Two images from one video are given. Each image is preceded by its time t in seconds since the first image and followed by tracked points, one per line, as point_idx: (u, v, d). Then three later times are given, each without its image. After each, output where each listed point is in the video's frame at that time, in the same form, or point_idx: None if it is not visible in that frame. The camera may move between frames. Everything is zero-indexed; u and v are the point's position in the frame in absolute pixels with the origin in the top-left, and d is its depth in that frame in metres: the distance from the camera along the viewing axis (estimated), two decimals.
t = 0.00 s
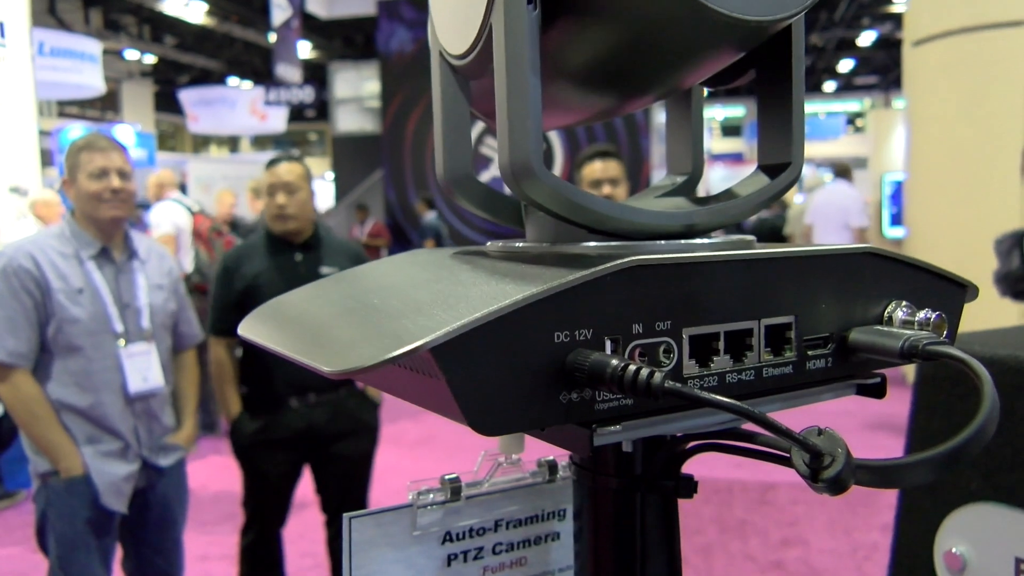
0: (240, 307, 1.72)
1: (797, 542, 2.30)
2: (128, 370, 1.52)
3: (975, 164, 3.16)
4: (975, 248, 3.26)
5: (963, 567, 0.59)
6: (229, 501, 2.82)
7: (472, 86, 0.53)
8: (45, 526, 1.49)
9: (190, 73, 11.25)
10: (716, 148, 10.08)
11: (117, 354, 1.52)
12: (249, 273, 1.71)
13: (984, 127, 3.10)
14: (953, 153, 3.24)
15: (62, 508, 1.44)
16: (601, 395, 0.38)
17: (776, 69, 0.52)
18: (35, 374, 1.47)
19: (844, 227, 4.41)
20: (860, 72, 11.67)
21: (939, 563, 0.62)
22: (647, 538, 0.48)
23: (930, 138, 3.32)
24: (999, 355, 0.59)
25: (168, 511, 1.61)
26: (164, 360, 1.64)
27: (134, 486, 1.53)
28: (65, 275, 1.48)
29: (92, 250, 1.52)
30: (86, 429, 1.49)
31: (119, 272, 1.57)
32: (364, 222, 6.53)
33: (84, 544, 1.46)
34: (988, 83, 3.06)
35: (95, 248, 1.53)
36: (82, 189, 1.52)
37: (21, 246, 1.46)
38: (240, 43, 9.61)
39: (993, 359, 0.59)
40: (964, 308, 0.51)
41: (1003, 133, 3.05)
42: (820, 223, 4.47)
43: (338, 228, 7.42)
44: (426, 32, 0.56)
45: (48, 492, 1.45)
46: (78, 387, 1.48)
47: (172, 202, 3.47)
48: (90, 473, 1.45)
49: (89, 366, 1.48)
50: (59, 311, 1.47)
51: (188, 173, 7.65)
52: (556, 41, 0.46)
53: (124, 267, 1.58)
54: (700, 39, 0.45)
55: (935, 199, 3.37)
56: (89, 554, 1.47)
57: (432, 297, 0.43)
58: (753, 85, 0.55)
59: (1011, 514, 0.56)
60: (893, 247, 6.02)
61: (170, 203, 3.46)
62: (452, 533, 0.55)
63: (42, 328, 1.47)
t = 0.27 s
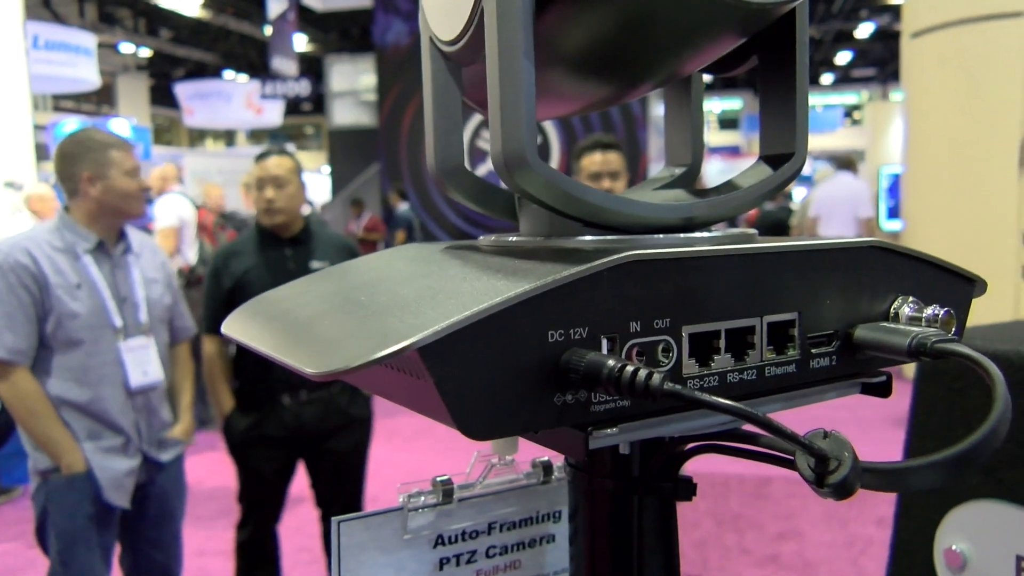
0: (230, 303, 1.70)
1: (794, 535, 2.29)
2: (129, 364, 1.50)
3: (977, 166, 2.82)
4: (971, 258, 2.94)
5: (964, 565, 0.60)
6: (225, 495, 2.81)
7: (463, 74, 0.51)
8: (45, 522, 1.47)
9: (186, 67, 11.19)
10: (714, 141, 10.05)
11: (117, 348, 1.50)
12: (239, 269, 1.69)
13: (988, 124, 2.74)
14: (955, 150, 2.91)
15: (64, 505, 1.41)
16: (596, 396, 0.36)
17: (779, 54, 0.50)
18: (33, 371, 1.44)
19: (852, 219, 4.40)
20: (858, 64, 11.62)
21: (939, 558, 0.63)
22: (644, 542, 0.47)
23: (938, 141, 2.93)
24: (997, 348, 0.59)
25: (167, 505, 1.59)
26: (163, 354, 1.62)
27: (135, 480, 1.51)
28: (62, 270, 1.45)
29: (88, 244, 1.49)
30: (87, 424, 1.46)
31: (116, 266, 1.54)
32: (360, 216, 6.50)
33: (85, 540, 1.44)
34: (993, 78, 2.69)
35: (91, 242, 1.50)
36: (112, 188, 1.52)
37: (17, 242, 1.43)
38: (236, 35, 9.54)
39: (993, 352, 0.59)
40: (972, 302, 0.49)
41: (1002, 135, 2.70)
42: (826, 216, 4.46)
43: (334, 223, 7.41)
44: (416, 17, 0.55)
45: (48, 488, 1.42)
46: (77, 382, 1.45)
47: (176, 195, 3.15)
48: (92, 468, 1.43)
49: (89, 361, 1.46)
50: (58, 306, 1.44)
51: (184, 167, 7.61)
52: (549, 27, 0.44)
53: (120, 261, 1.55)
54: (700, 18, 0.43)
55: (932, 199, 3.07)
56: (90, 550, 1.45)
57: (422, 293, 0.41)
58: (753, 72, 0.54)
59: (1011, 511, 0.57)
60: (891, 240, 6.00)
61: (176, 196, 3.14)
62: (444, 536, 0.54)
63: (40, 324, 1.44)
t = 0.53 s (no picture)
0: (222, 297, 1.68)
1: (790, 523, 2.28)
2: (131, 357, 1.47)
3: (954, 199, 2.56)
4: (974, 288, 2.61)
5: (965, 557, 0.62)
6: (219, 489, 2.80)
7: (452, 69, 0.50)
8: (42, 527, 1.39)
9: (177, 59, 11.10)
10: (707, 131, 10.04)
11: (119, 342, 1.46)
12: (230, 262, 1.67)
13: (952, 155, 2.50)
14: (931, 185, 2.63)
15: (67, 502, 1.35)
16: (590, 405, 0.35)
17: (777, 46, 0.49)
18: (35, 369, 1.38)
19: (850, 210, 4.40)
20: (850, 54, 11.61)
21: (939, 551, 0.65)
22: (641, 549, 0.45)
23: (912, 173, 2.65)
24: (997, 341, 0.58)
25: (166, 495, 1.54)
26: (157, 348, 1.58)
27: (138, 474, 1.48)
28: (62, 263, 1.40)
29: (85, 237, 1.44)
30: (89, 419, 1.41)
31: (111, 259, 1.49)
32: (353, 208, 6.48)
33: (89, 536, 1.39)
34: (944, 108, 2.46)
35: (88, 235, 1.45)
36: (122, 183, 1.51)
37: (12, 237, 1.36)
38: (228, 27, 9.45)
39: (993, 345, 0.58)
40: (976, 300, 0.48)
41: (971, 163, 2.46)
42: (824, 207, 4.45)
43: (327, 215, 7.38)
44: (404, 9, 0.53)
45: (50, 486, 1.36)
46: (82, 377, 1.40)
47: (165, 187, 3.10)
48: (97, 463, 1.39)
49: (94, 355, 1.42)
50: (60, 300, 1.39)
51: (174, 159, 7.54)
52: (541, 22, 0.42)
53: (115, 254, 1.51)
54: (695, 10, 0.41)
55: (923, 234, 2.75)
56: (94, 547, 1.39)
57: (409, 297, 0.40)
58: (752, 65, 0.52)
59: (1015, 504, 0.58)
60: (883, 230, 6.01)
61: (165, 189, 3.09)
62: (433, 542, 0.52)
63: (41, 319, 1.38)
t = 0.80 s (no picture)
0: (211, 293, 1.64)
1: (773, 518, 2.28)
2: (128, 352, 1.45)
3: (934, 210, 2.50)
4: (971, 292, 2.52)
5: (948, 559, 0.61)
6: (206, 484, 2.77)
7: (440, 60, 0.48)
8: (35, 527, 1.36)
9: (163, 52, 11.01)
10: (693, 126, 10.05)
11: (115, 337, 1.43)
12: (220, 257, 1.64)
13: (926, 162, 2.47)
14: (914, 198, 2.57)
15: (67, 500, 1.33)
16: (583, 413, 0.34)
17: (776, 37, 0.48)
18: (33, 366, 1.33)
19: (835, 202, 4.40)
20: (835, 51, 11.66)
21: (923, 550, 0.64)
22: (633, 557, 0.44)
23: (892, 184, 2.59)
24: (989, 338, 0.58)
25: (155, 492, 1.51)
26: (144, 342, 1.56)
27: (132, 469, 1.45)
28: (60, 258, 1.36)
29: (78, 233, 1.40)
30: (86, 415, 1.38)
31: (100, 255, 1.46)
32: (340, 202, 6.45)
33: (87, 533, 1.36)
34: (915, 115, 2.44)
35: (80, 230, 1.41)
36: (110, 178, 1.48)
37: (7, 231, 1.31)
38: (214, 20, 9.36)
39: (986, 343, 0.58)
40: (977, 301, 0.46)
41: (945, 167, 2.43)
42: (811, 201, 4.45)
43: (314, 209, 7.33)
44: None
45: (48, 485, 1.33)
46: (82, 374, 1.37)
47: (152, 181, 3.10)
48: (95, 460, 1.36)
49: (93, 351, 1.38)
50: (59, 295, 1.34)
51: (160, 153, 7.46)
52: (533, 11, 0.40)
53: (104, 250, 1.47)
54: None
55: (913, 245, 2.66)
56: (91, 544, 1.37)
57: (394, 299, 0.38)
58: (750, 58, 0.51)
59: (1006, 506, 0.57)
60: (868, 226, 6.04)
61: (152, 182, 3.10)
62: (420, 549, 0.51)
63: (40, 314, 1.33)
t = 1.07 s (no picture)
0: (199, 286, 1.62)
1: (763, 508, 2.27)
2: (117, 343, 1.41)
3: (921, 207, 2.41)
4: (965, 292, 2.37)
5: (945, 555, 0.60)
6: (193, 476, 2.75)
7: (423, 56, 0.47)
8: (22, 522, 1.33)
9: (149, 44, 10.89)
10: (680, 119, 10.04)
11: (105, 330, 1.40)
12: (208, 250, 1.62)
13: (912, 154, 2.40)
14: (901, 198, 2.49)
15: (56, 494, 1.30)
16: (576, 422, 0.32)
17: (770, 29, 0.46)
18: (22, 359, 1.30)
19: (820, 191, 4.39)
20: (821, 43, 11.67)
21: (919, 546, 0.63)
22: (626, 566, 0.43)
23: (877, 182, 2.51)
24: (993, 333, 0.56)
25: (143, 484, 1.49)
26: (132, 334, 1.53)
27: (120, 462, 1.43)
28: (49, 251, 1.33)
29: (65, 226, 1.38)
30: (76, 409, 1.35)
31: (86, 248, 1.43)
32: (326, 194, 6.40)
33: (75, 527, 1.34)
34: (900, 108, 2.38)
35: (67, 223, 1.38)
36: (94, 170, 1.46)
37: None
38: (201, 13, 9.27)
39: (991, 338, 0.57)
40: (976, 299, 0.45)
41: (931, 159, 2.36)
42: (799, 192, 4.44)
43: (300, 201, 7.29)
44: None
45: (36, 480, 1.30)
46: (71, 367, 1.34)
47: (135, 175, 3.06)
48: (83, 453, 1.34)
49: (82, 343, 1.35)
50: (49, 288, 1.32)
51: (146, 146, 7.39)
52: (521, 6, 0.39)
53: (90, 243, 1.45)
54: None
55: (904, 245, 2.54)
56: (79, 537, 1.35)
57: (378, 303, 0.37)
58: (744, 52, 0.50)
59: (1007, 502, 0.56)
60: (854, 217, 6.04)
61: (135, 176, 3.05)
62: (406, 557, 0.49)
63: (30, 307, 1.31)
